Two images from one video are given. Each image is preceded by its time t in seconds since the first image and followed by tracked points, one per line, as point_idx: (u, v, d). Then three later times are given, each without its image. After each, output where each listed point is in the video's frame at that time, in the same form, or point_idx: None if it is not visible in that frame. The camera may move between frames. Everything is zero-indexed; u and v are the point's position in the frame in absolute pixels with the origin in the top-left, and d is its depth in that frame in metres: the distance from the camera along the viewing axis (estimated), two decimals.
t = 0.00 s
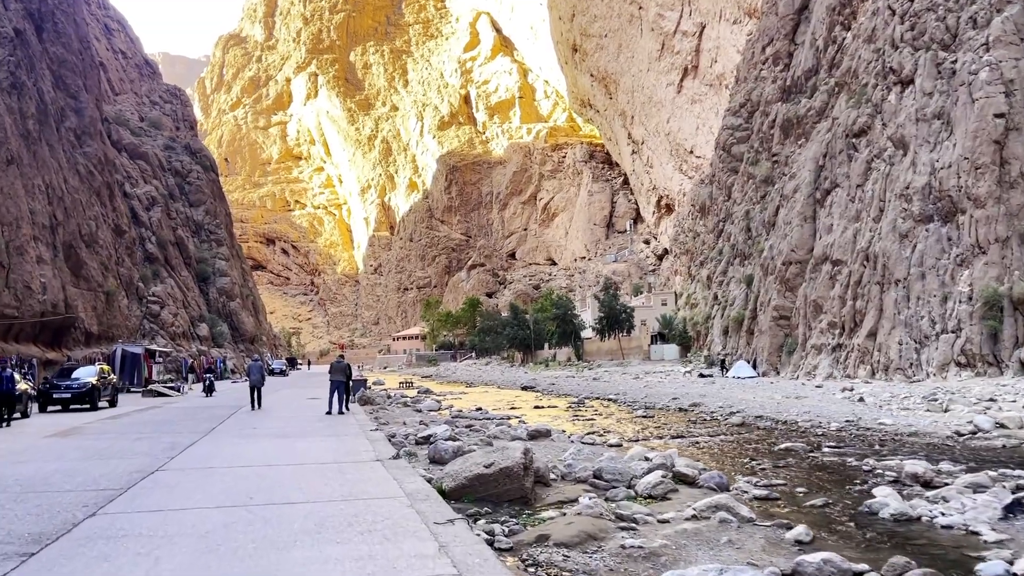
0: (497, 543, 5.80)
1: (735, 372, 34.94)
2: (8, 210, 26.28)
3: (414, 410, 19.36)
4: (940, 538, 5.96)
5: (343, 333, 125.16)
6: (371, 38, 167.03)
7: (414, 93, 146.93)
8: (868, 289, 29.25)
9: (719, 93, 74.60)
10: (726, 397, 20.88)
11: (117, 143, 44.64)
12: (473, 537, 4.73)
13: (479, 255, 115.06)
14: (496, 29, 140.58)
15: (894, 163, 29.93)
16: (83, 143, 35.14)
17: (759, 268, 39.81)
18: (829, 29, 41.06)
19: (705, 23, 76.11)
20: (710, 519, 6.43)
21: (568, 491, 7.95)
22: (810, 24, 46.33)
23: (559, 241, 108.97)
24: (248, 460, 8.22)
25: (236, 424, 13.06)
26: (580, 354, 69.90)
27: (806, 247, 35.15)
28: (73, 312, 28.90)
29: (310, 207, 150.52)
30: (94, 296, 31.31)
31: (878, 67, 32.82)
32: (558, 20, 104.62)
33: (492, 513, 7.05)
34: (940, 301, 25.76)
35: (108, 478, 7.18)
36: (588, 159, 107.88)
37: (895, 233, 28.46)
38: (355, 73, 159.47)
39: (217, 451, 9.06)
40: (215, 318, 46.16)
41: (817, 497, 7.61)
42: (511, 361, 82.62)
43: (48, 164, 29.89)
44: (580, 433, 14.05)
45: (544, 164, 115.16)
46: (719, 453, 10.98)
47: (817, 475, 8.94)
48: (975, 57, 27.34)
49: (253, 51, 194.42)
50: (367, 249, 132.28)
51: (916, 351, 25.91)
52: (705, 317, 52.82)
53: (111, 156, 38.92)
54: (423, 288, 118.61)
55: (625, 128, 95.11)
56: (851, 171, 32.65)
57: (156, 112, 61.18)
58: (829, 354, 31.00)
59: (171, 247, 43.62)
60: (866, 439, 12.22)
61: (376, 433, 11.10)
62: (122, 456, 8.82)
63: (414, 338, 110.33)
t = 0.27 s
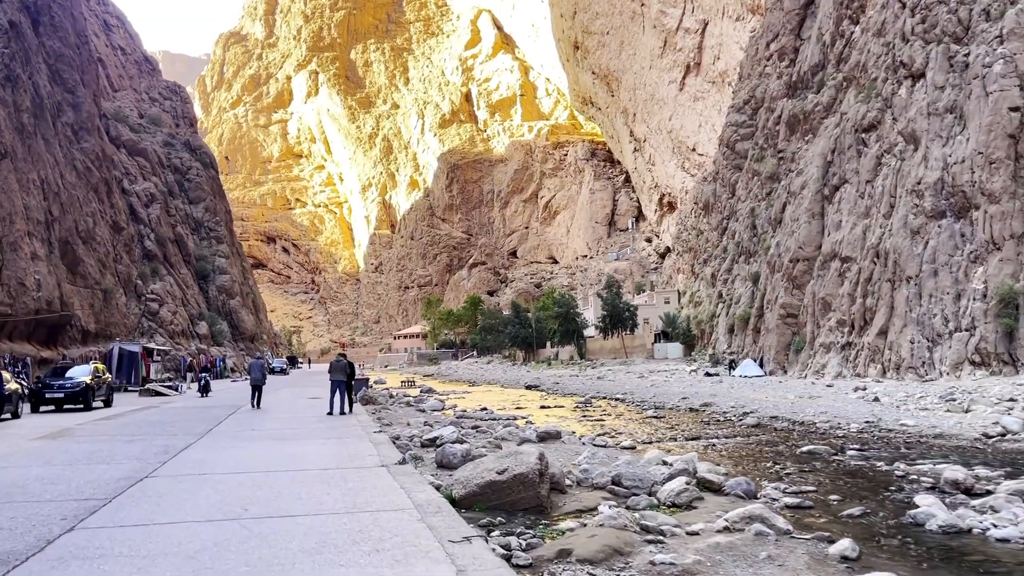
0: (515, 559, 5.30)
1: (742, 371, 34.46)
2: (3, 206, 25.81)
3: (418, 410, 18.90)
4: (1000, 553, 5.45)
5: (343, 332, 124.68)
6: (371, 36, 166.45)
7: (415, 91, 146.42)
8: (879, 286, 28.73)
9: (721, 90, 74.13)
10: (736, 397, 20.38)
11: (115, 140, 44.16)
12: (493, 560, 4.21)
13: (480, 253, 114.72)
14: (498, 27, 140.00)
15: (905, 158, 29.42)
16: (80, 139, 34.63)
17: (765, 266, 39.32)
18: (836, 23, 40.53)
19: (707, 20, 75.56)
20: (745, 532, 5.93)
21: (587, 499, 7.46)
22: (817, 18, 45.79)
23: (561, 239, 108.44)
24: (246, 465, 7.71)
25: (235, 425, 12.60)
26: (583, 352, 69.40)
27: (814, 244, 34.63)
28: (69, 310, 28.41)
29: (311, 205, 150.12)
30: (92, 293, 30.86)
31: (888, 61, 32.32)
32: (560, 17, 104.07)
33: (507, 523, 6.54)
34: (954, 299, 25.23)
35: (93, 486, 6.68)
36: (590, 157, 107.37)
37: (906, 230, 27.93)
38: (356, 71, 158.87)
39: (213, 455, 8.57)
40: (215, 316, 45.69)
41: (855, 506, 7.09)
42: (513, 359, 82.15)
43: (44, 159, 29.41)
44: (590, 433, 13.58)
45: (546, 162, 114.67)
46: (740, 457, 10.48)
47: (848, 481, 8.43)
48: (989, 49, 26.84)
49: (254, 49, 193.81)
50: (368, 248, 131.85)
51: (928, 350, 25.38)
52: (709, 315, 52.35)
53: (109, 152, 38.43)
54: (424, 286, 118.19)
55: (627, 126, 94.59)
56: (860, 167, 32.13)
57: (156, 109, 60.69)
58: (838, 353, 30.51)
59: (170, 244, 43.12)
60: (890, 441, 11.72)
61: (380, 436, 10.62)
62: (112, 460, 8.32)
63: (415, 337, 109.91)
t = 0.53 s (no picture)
0: None
1: (749, 370, 33.98)
2: None
3: (422, 410, 18.38)
4: None
5: (344, 330, 124.26)
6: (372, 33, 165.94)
7: (416, 89, 145.90)
8: (890, 283, 28.19)
9: (724, 87, 73.67)
10: (748, 396, 19.86)
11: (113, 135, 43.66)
12: None
13: (481, 251, 114.22)
14: (499, 24, 139.45)
15: (917, 153, 28.85)
16: (77, 133, 34.07)
17: (772, 263, 38.81)
18: (845, 18, 39.98)
19: (710, 17, 75.04)
20: (788, 550, 5.37)
21: (608, 508, 6.92)
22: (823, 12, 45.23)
23: (562, 238, 108.00)
24: (241, 471, 7.17)
25: (232, 426, 12.08)
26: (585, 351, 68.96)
27: (823, 240, 34.09)
28: (64, 307, 27.90)
29: (312, 204, 149.74)
30: (88, 291, 30.39)
31: (899, 54, 31.77)
32: (561, 14, 103.46)
33: (523, 536, 6.02)
34: (968, 296, 24.68)
35: (73, 496, 6.15)
36: (591, 155, 106.86)
37: (918, 226, 27.36)
38: (357, 69, 158.39)
39: (205, 460, 8.02)
40: (214, 314, 45.21)
41: (901, 518, 6.53)
42: (514, 358, 81.76)
43: (38, 153, 28.90)
44: (601, 436, 13.05)
45: (547, 160, 114.08)
46: (763, 461, 9.94)
47: (883, 488, 7.89)
48: (1003, 41, 26.29)
49: (254, 47, 193.21)
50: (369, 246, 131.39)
51: (942, 348, 24.81)
52: (714, 314, 51.90)
53: (107, 148, 37.92)
54: (425, 285, 117.66)
55: (629, 123, 94.08)
56: (870, 162, 31.60)
57: (155, 105, 60.16)
58: (848, 351, 30.00)
59: (169, 241, 42.59)
60: (918, 445, 11.19)
61: (384, 438, 10.08)
62: (97, 466, 7.80)
63: (416, 335, 109.52)
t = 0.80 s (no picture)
0: None
1: (757, 369, 33.46)
2: None
3: (427, 411, 17.86)
4: None
5: (345, 329, 123.74)
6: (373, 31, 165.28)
7: (417, 87, 145.30)
8: (902, 281, 27.64)
9: (727, 85, 73.08)
10: (761, 396, 19.31)
11: (111, 131, 43.14)
12: None
13: (483, 249, 113.46)
14: (501, 22, 138.82)
15: (929, 148, 28.31)
16: (73, 128, 33.55)
17: (779, 261, 38.27)
18: (853, 12, 39.44)
19: (713, 13, 74.45)
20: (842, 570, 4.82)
21: (633, 519, 6.40)
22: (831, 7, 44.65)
23: (564, 236, 107.39)
24: (236, 479, 6.64)
25: (229, 427, 11.54)
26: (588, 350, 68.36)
27: (832, 237, 33.56)
28: (59, 305, 27.39)
29: (313, 202, 149.28)
30: (85, 288, 29.91)
31: (910, 48, 31.23)
32: (562, 12, 102.91)
33: (545, 553, 5.47)
34: (984, 294, 24.11)
35: (51, 508, 5.61)
36: (593, 153, 106.24)
37: (931, 222, 26.82)
38: (358, 67, 157.77)
39: (199, 466, 7.48)
40: (214, 313, 44.71)
41: (956, 532, 5.97)
42: (516, 356, 81.24)
43: (34, 148, 28.41)
44: (614, 437, 12.52)
45: (549, 159, 113.46)
46: (789, 466, 9.39)
47: (926, 497, 7.33)
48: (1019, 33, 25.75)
49: (255, 45, 192.49)
50: (370, 244, 130.91)
51: (956, 346, 24.25)
52: (719, 312, 51.36)
53: (105, 143, 37.41)
54: (426, 283, 117.11)
55: (631, 121, 93.47)
56: (881, 157, 31.05)
57: (155, 102, 59.64)
58: (858, 350, 29.47)
59: (167, 238, 42.07)
60: (949, 448, 10.63)
61: (389, 441, 9.57)
62: (83, 471, 7.29)
63: (417, 334, 108.98)
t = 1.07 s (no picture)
0: None
1: (766, 368, 32.91)
2: None
3: (431, 411, 17.32)
4: None
5: (346, 327, 123.14)
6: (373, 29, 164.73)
7: (418, 85, 144.72)
8: (915, 278, 27.06)
9: (730, 82, 72.49)
10: (775, 396, 18.73)
11: (109, 127, 42.61)
12: None
13: (484, 248, 112.73)
14: (502, 19, 138.23)
15: (942, 142, 27.74)
16: (70, 123, 33.02)
17: (787, 258, 37.70)
18: (862, 5, 38.88)
19: (715, 10, 73.88)
20: None
21: (664, 533, 5.85)
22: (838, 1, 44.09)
23: (565, 234, 106.82)
24: (231, 489, 6.08)
25: (226, 429, 10.98)
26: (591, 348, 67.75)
27: (841, 234, 33.01)
28: (54, 302, 26.87)
29: (313, 200, 148.78)
30: (81, 285, 29.42)
31: (922, 41, 30.66)
32: (564, 9, 102.24)
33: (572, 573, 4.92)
34: (1000, 291, 23.53)
35: (22, 522, 5.07)
36: (594, 151, 105.64)
37: (945, 218, 26.26)
38: (358, 65, 157.23)
39: (191, 474, 6.92)
40: (213, 311, 44.16)
41: None
42: (518, 355, 80.67)
43: (28, 142, 27.88)
44: (629, 439, 11.97)
45: (550, 157, 112.86)
46: (821, 471, 8.82)
47: (980, 508, 6.75)
48: None
49: (255, 42, 191.70)
50: (371, 243, 130.33)
51: (972, 345, 23.67)
52: (724, 310, 50.79)
53: (102, 139, 36.87)
54: (427, 282, 116.42)
55: (633, 119, 92.88)
56: (892, 152, 30.49)
57: (154, 98, 59.10)
58: (869, 349, 28.91)
59: (166, 235, 41.52)
60: (986, 451, 10.06)
61: (395, 445, 9.00)
62: (64, 479, 6.73)
63: (418, 332, 108.42)
